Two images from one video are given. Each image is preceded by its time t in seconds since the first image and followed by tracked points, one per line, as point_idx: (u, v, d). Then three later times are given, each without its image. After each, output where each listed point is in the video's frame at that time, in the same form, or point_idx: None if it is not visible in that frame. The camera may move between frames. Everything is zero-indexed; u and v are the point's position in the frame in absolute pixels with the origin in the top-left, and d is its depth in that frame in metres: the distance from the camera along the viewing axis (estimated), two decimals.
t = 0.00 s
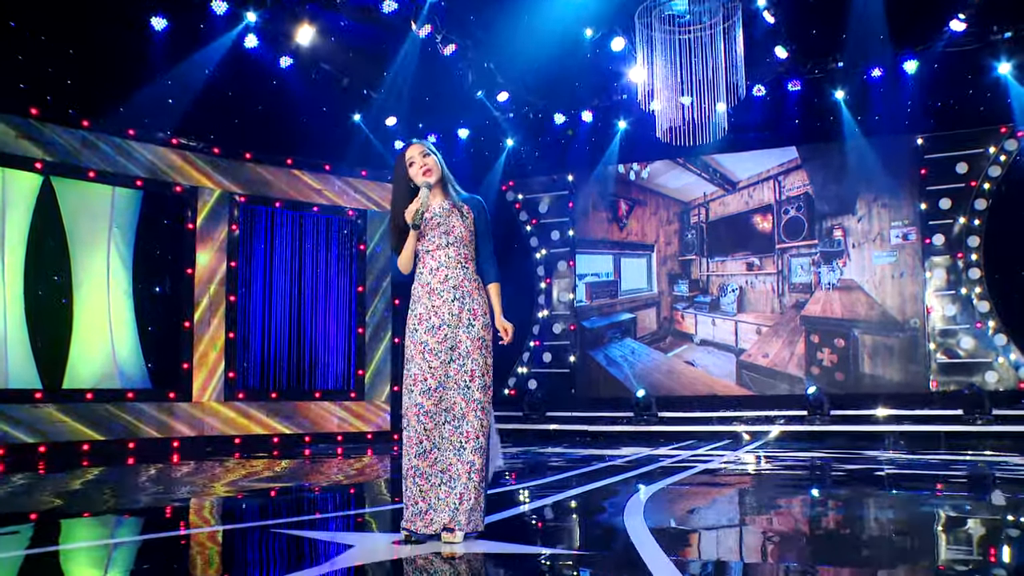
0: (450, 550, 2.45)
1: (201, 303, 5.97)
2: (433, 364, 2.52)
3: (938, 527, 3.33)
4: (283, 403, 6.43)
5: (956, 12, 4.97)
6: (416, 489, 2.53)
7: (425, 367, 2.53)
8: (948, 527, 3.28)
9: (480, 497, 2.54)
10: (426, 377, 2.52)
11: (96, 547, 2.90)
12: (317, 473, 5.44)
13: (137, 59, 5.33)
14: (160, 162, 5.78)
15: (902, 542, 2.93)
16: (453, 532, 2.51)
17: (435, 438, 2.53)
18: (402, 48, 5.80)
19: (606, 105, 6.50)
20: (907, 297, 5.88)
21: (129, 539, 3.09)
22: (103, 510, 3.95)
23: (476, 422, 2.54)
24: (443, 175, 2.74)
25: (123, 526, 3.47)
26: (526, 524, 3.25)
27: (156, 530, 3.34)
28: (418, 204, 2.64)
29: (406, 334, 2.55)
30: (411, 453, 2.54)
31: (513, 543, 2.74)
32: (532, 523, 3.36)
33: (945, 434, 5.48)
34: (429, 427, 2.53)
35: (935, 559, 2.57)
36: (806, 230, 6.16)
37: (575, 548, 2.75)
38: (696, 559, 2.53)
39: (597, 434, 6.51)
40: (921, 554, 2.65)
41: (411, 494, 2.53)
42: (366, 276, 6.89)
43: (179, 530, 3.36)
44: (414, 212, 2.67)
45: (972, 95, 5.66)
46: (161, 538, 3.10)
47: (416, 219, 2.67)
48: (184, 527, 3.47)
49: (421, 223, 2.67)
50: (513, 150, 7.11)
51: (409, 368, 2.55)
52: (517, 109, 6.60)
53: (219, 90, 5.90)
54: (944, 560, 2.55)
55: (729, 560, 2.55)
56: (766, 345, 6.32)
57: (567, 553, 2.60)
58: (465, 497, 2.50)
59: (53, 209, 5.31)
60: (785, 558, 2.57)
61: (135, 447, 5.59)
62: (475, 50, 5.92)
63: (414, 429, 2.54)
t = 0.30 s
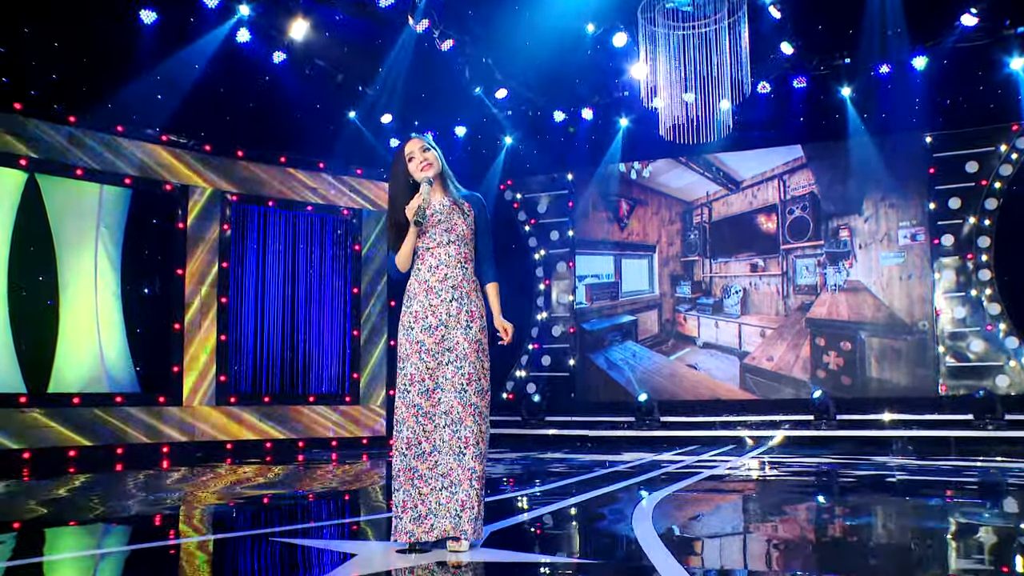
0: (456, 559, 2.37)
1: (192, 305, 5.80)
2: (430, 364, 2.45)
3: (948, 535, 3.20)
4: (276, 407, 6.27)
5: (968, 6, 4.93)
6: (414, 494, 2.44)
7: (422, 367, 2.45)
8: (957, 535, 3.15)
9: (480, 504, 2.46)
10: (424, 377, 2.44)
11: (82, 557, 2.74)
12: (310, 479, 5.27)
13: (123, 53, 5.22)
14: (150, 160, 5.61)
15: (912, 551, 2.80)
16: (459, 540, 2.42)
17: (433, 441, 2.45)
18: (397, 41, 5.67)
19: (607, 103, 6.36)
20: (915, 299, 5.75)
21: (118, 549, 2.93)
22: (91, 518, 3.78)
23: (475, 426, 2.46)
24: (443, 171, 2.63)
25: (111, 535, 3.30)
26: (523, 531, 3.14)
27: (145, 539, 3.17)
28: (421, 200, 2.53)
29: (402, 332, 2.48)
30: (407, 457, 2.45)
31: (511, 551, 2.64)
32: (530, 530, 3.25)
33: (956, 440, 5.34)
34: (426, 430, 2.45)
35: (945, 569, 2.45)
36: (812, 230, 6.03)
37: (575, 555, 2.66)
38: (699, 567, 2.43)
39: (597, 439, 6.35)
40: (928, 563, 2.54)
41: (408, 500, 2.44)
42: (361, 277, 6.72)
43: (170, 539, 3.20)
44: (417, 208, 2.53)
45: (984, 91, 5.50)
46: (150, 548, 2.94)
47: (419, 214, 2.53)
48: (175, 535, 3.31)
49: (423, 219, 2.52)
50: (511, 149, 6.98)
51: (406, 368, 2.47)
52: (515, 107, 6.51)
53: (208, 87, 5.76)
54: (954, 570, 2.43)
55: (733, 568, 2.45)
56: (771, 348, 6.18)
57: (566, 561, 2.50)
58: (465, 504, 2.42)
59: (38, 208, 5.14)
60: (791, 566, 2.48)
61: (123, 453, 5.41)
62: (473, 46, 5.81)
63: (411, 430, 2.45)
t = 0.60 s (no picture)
0: (462, 566, 2.24)
1: (183, 306, 5.65)
2: (430, 367, 2.31)
3: (957, 542, 3.07)
4: (268, 411, 6.10)
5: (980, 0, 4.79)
6: (410, 501, 2.30)
7: (421, 370, 2.32)
8: (967, 543, 3.02)
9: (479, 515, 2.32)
10: (422, 379, 2.31)
11: (66, 567, 2.58)
12: (304, 485, 5.12)
13: (111, 49, 4.99)
14: (139, 156, 5.46)
15: (923, 559, 2.68)
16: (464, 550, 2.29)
17: (431, 446, 2.30)
18: (392, 35, 5.52)
19: (607, 99, 6.22)
20: (923, 301, 5.62)
21: (104, 558, 2.75)
22: (75, 525, 3.63)
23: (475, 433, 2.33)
24: (444, 169, 2.47)
25: (97, 544, 3.14)
26: (522, 538, 3.03)
27: (133, 548, 3.02)
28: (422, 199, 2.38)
29: (401, 333, 2.35)
30: (404, 461, 2.31)
31: (511, 560, 2.52)
32: (528, 537, 3.13)
33: (966, 445, 5.21)
34: (424, 435, 2.30)
35: None
36: (817, 230, 5.89)
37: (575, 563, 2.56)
38: None
39: (597, 444, 6.20)
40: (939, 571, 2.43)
41: (404, 507, 2.30)
42: (355, 278, 6.58)
43: (158, 547, 3.04)
44: (419, 209, 2.39)
45: (993, 88, 5.39)
46: (137, 557, 2.79)
47: (421, 215, 2.37)
48: (163, 543, 3.15)
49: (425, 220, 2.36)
50: (509, 145, 6.87)
51: (404, 370, 2.33)
52: (513, 104, 6.38)
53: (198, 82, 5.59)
54: None
55: None
56: (774, 350, 6.05)
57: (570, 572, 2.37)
58: (464, 514, 2.27)
59: (23, 205, 4.95)
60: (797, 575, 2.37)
61: (110, 458, 5.24)
62: (470, 41, 5.65)
63: (409, 434, 2.32)
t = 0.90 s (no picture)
0: None
1: (172, 308, 5.47)
2: (432, 371, 2.16)
3: (967, 550, 2.93)
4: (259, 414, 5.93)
5: None
6: (411, 510, 2.11)
7: (424, 373, 2.16)
8: (977, 551, 2.88)
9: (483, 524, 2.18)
10: (425, 382, 2.15)
11: None
12: (297, 491, 4.95)
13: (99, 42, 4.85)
14: (126, 152, 5.28)
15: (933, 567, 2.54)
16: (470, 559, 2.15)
17: (434, 453, 2.13)
18: (389, 25, 5.33)
19: (610, 95, 6.04)
20: (931, 302, 5.48)
21: (87, 568, 2.57)
22: (58, 533, 3.46)
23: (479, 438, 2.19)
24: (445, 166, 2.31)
25: (82, 553, 2.97)
26: (519, 544, 2.91)
27: (121, 557, 2.83)
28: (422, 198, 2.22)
29: (401, 335, 2.19)
30: (405, 468, 2.13)
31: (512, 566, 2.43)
32: (526, 544, 3.01)
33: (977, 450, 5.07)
34: (427, 441, 2.14)
35: None
36: (823, 229, 5.75)
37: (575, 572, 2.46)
38: None
39: (597, 448, 6.04)
40: None
41: (405, 517, 2.11)
42: (350, 279, 6.40)
43: (146, 556, 2.86)
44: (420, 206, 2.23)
45: (1004, 83, 5.24)
46: (124, 567, 2.61)
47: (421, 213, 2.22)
48: (152, 552, 2.98)
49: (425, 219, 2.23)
50: (507, 142, 6.70)
51: (405, 373, 2.18)
52: (512, 99, 6.18)
53: (187, 76, 5.38)
54: None
55: None
56: (779, 353, 5.90)
57: None
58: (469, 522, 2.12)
59: (5, 202, 4.79)
60: None
61: (97, 464, 5.07)
62: (467, 35, 5.48)
63: (410, 439, 2.15)
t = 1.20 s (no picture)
0: None
1: (161, 310, 5.31)
2: (437, 374, 2.00)
3: (980, 560, 2.76)
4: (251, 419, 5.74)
5: None
6: (418, 520, 1.96)
7: (429, 377, 2.00)
8: (993, 560, 2.72)
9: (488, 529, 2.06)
10: (431, 387, 1.99)
11: None
12: (292, 497, 4.79)
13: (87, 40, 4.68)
14: (115, 149, 5.12)
15: None
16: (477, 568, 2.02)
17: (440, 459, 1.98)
18: (387, 20, 5.20)
19: (612, 92, 5.89)
20: (940, 304, 5.34)
21: None
22: (43, 543, 3.30)
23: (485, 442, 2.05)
24: (447, 163, 2.21)
25: (68, 562, 2.81)
26: (518, 555, 2.78)
27: (105, 566, 2.68)
28: (422, 194, 2.02)
29: (404, 338, 2.03)
30: (412, 476, 1.97)
31: None
32: (525, 553, 2.90)
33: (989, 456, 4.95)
34: (434, 447, 1.98)
35: None
36: (829, 229, 5.61)
37: None
38: None
39: (598, 454, 5.89)
40: None
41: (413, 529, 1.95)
42: (344, 280, 6.20)
43: (134, 565, 2.70)
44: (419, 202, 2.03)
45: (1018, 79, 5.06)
46: None
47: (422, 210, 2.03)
48: (140, 561, 2.82)
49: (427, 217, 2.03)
50: (504, 140, 6.56)
51: (409, 378, 2.01)
52: (509, 96, 6.03)
53: (176, 71, 5.22)
54: None
55: None
56: (784, 356, 5.76)
57: None
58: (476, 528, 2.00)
59: None
60: None
61: (83, 470, 4.91)
62: (464, 29, 5.31)
63: (416, 446, 1.99)
